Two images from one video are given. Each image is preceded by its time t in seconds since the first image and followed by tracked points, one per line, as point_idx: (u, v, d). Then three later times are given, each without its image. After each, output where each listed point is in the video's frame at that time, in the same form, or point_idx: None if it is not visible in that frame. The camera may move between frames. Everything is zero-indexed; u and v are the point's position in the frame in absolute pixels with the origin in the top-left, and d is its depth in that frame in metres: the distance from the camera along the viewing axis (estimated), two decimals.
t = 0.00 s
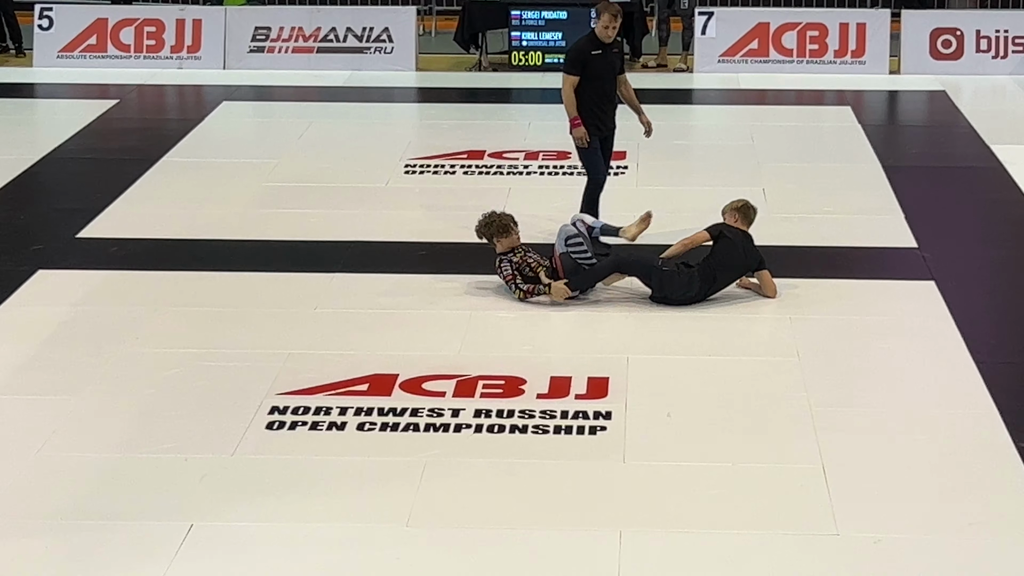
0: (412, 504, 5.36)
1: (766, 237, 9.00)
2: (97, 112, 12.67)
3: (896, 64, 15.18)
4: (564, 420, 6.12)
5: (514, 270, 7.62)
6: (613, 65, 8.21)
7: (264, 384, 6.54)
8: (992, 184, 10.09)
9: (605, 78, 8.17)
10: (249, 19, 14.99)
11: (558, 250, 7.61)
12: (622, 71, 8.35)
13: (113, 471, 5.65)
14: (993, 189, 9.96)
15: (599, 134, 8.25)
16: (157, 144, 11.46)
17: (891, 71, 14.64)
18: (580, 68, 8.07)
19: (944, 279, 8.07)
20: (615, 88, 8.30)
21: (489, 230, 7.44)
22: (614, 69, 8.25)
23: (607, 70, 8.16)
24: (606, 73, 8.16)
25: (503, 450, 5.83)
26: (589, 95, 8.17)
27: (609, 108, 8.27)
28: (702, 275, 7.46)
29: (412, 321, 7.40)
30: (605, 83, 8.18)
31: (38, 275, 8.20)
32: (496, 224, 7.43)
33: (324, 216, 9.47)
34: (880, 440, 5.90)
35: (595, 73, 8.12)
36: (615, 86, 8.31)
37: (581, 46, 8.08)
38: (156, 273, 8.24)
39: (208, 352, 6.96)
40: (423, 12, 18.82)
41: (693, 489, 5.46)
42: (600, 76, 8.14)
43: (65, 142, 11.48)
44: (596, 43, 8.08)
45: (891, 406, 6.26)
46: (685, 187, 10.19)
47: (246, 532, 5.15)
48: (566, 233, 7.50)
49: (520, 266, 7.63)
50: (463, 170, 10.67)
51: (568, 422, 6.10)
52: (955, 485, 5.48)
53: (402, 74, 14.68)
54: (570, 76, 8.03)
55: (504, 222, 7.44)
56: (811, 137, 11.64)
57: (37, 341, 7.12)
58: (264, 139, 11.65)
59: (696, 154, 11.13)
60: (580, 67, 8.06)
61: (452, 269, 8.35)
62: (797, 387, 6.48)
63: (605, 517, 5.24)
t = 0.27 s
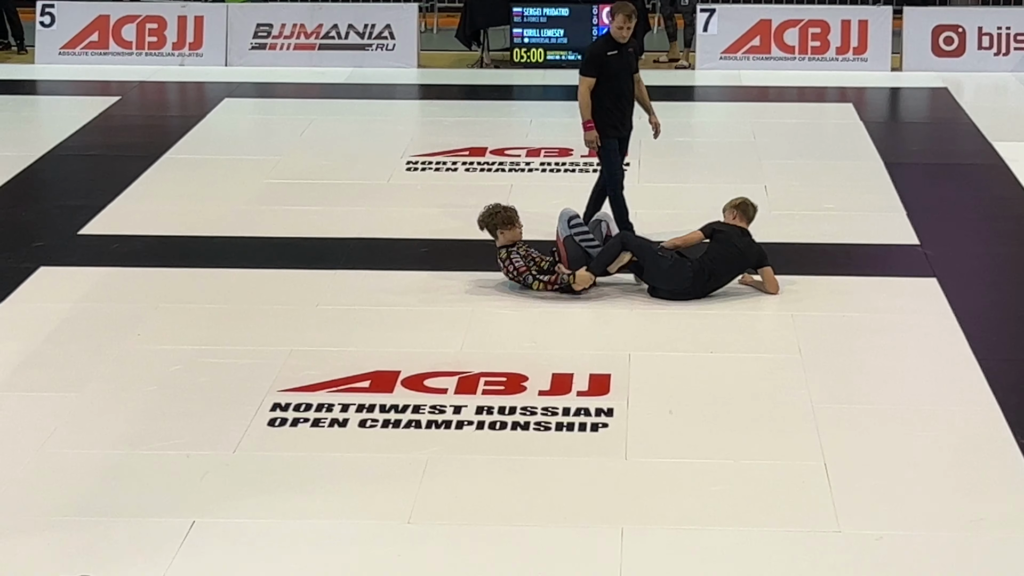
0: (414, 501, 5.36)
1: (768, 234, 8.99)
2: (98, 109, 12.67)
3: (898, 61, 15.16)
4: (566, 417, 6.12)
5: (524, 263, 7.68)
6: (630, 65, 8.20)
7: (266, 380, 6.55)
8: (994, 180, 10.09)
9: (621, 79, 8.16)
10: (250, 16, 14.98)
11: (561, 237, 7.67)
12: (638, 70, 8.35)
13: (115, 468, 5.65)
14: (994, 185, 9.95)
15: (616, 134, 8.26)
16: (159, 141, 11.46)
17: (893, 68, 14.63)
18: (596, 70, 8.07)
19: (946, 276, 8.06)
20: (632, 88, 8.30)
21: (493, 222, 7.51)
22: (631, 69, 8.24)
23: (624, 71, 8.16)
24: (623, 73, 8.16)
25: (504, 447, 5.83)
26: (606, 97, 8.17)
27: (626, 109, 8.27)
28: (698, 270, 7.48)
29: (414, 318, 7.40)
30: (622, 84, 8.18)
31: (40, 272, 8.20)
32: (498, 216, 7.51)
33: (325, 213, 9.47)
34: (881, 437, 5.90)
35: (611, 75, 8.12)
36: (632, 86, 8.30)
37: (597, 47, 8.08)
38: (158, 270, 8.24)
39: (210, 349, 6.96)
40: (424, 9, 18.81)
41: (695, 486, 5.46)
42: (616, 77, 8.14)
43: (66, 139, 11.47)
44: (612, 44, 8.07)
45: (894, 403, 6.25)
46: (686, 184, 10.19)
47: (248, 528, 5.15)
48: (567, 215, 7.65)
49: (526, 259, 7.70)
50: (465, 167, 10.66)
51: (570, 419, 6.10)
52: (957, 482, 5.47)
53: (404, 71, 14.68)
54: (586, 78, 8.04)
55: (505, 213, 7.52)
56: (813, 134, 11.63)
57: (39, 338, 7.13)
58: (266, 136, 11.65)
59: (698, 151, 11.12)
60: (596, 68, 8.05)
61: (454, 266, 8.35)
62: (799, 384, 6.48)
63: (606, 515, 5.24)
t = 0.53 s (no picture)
0: (414, 502, 5.36)
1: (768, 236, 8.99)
2: (100, 110, 12.67)
3: (899, 62, 15.16)
4: (567, 418, 6.12)
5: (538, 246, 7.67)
6: (642, 66, 8.18)
7: (267, 381, 6.54)
8: (995, 182, 10.08)
9: (633, 81, 8.15)
10: (252, 16, 14.97)
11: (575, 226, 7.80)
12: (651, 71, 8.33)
13: (116, 469, 5.65)
14: (995, 187, 9.95)
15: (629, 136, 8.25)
16: (159, 142, 11.46)
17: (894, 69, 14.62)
18: (608, 72, 8.06)
19: (947, 277, 8.06)
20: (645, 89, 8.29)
21: (505, 217, 7.52)
22: (644, 70, 8.23)
23: (637, 73, 8.14)
24: (636, 76, 8.14)
25: (505, 448, 5.83)
26: (620, 98, 8.16)
27: (638, 110, 8.26)
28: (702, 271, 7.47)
29: (415, 319, 7.40)
30: (635, 86, 8.17)
31: (41, 273, 8.20)
32: (508, 211, 7.52)
33: (326, 214, 9.47)
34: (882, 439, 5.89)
35: (624, 76, 8.11)
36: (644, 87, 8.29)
37: (609, 50, 8.06)
38: (159, 271, 8.24)
39: (210, 350, 6.96)
40: (426, 10, 18.82)
41: (695, 487, 5.45)
42: (629, 79, 8.13)
43: (68, 139, 11.48)
44: (623, 45, 8.05)
45: (894, 404, 6.25)
46: (688, 185, 10.18)
47: (249, 529, 5.15)
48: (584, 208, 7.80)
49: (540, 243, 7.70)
50: (466, 168, 10.67)
51: (572, 420, 6.10)
52: (960, 485, 5.46)
53: (405, 72, 14.68)
54: (599, 81, 8.02)
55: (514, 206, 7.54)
56: (814, 136, 11.63)
57: (40, 339, 7.13)
58: (267, 137, 11.65)
59: (699, 152, 11.12)
60: (609, 71, 8.04)
61: (456, 267, 8.34)
62: (800, 385, 6.48)
63: (607, 515, 5.24)
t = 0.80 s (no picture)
0: (417, 501, 5.36)
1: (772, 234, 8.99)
2: (103, 108, 12.67)
3: (902, 61, 15.15)
4: (570, 417, 6.12)
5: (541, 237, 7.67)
6: (655, 66, 8.16)
7: (270, 380, 6.55)
8: (999, 181, 10.07)
9: (645, 80, 8.14)
10: (255, 15, 14.98)
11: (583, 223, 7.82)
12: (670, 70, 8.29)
13: (119, 468, 5.66)
14: (998, 186, 9.95)
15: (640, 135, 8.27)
16: (162, 141, 11.46)
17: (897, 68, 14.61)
18: (618, 71, 8.10)
19: (951, 276, 8.05)
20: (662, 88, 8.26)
21: (511, 208, 7.51)
22: (658, 70, 8.20)
23: (649, 72, 8.13)
24: (648, 75, 8.13)
25: (508, 447, 5.83)
26: (631, 97, 8.18)
27: (653, 109, 8.24)
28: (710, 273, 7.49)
29: (418, 318, 7.40)
30: (647, 85, 8.16)
31: (44, 272, 8.21)
32: (515, 201, 7.50)
33: (329, 213, 9.48)
34: (885, 438, 5.89)
35: (634, 75, 8.12)
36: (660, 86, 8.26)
37: (619, 48, 8.10)
38: (162, 270, 8.25)
39: (214, 349, 6.96)
40: (429, 8, 18.83)
41: (698, 486, 5.45)
42: (641, 78, 8.13)
43: (71, 138, 11.48)
44: (633, 44, 8.07)
45: (897, 403, 6.25)
46: (691, 184, 10.18)
47: (252, 528, 5.15)
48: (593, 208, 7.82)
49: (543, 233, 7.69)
50: (469, 167, 10.67)
51: (574, 419, 6.10)
52: (963, 484, 5.46)
53: (408, 71, 14.68)
54: (607, 79, 8.09)
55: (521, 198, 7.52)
56: (817, 135, 11.62)
57: (43, 337, 7.14)
58: (270, 136, 11.65)
59: (702, 151, 11.12)
60: (618, 69, 8.08)
61: (459, 266, 8.34)
62: (803, 384, 6.47)
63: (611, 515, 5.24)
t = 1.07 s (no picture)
0: (419, 500, 5.37)
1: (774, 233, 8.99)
2: (105, 107, 12.68)
3: (905, 59, 15.15)
4: (572, 415, 6.12)
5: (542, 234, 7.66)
6: (671, 65, 8.13)
7: (272, 379, 6.55)
8: (1001, 179, 10.07)
9: (658, 78, 8.14)
10: (257, 14, 14.98)
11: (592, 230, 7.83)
12: (692, 70, 8.21)
13: (121, 466, 5.66)
14: (999, 184, 9.95)
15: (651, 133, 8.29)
16: (165, 140, 11.46)
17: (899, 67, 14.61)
18: (631, 66, 8.18)
19: (953, 275, 8.05)
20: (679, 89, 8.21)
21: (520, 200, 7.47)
22: (676, 69, 8.15)
23: (662, 71, 8.13)
24: (661, 74, 8.13)
25: (510, 446, 5.83)
26: (644, 94, 8.22)
27: (666, 109, 8.23)
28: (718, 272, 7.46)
29: (420, 317, 7.41)
30: (659, 85, 8.15)
31: (46, 270, 8.21)
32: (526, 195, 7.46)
33: (331, 211, 9.48)
34: (887, 437, 5.89)
35: (647, 72, 8.15)
36: (678, 86, 8.20)
37: (637, 44, 8.17)
38: (164, 269, 8.25)
39: (216, 348, 6.96)
40: (431, 7, 18.83)
41: (700, 485, 5.46)
42: (653, 77, 8.15)
43: (73, 137, 11.48)
44: (650, 41, 8.11)
45: (899, 402, 6.25)
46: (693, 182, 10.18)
47: (254, 527, 5.16)
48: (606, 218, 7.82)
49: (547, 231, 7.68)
50: (471, 166, 10.67)
51: (576, 418, 6.10)
52: (966, 482, 5.46)
53: (410, 70, 14.69)
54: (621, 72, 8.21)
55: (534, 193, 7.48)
56: (819, 133, 11.62)
57: (45, 336, 7.14)
58: (272, 135, 11.65)
59: (704, 150, 11.12)
60: (631, 64, 8.16)
61: (461, 265, 8.35)
62: (805, 383, 6.48)
63: (612, 514, 5.24)
